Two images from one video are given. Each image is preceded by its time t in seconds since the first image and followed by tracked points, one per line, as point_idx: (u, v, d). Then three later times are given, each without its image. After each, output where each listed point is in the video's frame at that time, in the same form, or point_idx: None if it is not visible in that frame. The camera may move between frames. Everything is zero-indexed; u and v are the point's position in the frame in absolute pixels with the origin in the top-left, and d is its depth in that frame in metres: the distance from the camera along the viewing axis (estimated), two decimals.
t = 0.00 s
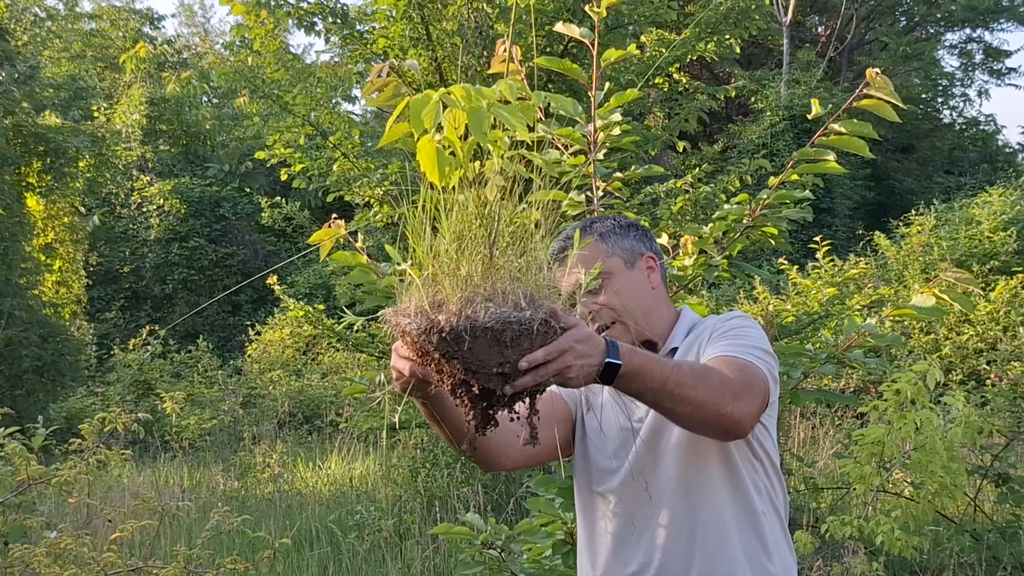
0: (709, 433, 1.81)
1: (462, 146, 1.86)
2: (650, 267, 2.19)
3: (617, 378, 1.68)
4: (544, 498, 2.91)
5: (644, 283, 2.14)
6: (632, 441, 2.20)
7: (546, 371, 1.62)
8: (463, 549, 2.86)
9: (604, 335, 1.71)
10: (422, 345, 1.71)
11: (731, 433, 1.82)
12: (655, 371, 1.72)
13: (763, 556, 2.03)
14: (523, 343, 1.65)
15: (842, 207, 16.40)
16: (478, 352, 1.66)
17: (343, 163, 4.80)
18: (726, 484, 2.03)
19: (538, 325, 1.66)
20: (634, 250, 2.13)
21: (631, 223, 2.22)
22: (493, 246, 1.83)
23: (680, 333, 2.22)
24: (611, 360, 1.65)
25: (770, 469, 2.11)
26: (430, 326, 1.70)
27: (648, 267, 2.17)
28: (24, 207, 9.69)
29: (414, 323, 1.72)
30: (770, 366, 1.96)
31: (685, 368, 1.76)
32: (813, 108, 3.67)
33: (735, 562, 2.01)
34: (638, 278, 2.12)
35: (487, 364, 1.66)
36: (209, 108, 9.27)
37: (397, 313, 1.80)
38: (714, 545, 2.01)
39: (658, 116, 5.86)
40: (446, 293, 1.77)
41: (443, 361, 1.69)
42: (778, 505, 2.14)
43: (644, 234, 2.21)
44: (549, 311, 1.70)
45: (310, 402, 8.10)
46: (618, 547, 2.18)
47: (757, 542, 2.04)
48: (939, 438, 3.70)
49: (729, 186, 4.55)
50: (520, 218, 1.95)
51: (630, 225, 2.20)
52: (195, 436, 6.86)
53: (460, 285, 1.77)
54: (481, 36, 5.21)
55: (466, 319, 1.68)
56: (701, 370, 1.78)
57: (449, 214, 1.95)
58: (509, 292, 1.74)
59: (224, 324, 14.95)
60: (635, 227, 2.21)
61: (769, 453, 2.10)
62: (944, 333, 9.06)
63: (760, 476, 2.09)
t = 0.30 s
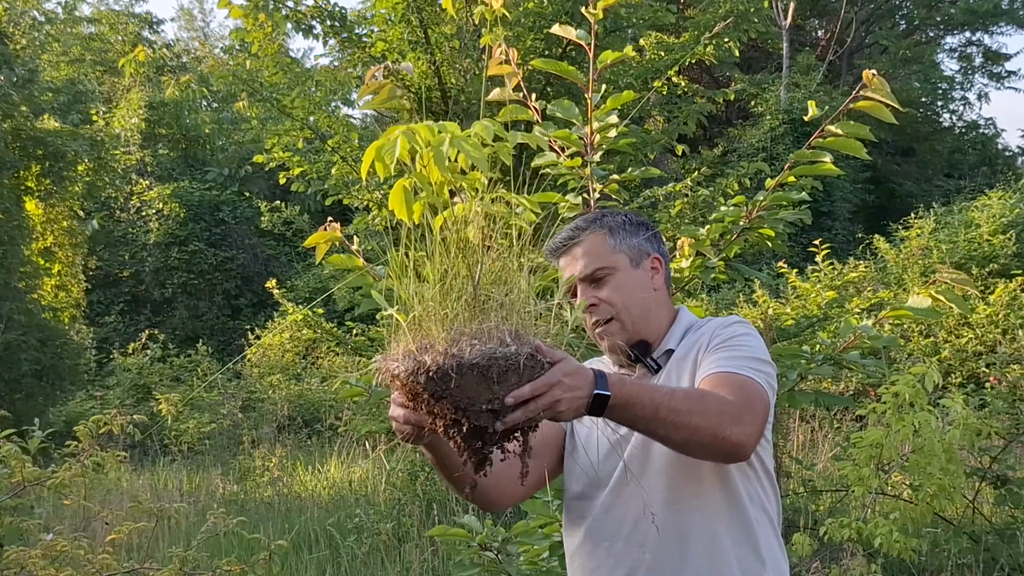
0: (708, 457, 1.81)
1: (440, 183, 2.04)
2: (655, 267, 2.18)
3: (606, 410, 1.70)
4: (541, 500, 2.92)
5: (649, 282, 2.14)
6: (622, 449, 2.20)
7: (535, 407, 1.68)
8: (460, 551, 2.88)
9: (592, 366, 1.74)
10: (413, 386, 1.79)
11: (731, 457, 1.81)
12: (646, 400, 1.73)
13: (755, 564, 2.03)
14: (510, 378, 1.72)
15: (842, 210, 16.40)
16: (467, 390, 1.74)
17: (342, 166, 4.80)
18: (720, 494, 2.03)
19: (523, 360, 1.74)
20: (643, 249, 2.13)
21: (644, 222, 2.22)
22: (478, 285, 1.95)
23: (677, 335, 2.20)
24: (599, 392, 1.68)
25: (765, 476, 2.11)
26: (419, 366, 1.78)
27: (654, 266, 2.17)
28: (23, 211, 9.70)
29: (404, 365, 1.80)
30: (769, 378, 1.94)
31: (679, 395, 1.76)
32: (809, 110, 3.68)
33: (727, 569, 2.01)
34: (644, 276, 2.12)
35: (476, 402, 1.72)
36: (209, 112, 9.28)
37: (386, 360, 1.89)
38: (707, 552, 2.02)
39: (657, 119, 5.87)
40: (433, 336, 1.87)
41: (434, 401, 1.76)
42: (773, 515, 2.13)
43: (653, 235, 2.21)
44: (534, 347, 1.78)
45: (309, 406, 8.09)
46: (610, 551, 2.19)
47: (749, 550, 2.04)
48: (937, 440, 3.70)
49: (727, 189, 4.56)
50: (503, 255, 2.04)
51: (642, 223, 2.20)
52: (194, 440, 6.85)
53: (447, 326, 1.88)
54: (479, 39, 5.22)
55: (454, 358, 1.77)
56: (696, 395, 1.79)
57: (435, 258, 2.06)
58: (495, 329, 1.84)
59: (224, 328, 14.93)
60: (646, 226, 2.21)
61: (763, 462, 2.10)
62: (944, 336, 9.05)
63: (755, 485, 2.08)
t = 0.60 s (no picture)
0: (698, 484, 1.81)
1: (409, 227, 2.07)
2: (670, 270, 2.22)
3: (587, 448, 1.73)
4: (541, 500, 2.94)
5: (663, 282, 2.17)
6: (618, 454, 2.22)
7: (518, 445, 1.72)
8: (460, 551, 2.89)
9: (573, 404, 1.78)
10: (396, 432, 1.84)
11: (721, 484, 1.81)
12: (629, 434, 1.74)
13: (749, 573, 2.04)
14: (492, 418, 1.77)
15: (841, 211, 16.41)
16: (449, 432, 1.79)
17: (342, 167, 4.81)
18: (714, 504, 2.04)
19: (504, 400, 1.80)
20: (661, 249, 2.17)
21: (667, 225, 2.26)
22: (455, 327, 2.03)
23: (675, 338, 2.20)
24: (580, 430, 1.71)
25: (760, 485, 2.11)
26: (401, 411, 1.84)
27: (669, 267, 2.20)
28: (22, 212, 9.70)
29: (386, 412, 1.87)
30: (763, 393, 1.93)
31: (662, 426, 1.76)
32: (808, 110, 3.68)
33: None
34: (659, 276, 2.15)
35: (458, 444, 1.78)
36: (209, 113, 9.29)
37: (370, 407, 1.94)
38: (699, 562, 2.03)
39: (656, 120, 5.87)
40: (413, 381, 1.94)
41: (417, 445, 1.81)
42: (769, 523, 2.13)
43: (673, 239, 2.26)
44: (513, 387, 1.84)
45: (309, 407, 8.10)
46: (604, 557, 2.21)
47: (743, 560, 2.04)
48: (937, 440, 3.70)
49: (727, 189, 4.56)
50: (480, 296, 2.14)
51: (665, 226, 2.25)
52: (195, 442, 6.86)
53: (427, 368, 1.95)
54: (479, 40, 5.23)
55: (434, 401, 1.82)
56: (681, 423, 1.79)
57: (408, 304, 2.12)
58: (475, 371, 1.92)
59: (224, 329, 14.90)
60: (669, 229, 2.25)
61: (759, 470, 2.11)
62: (944, 336, 9.06)
63: (751, 494, 2.09)
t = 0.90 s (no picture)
0: (687, 505, 1.82)
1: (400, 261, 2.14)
2: (679, 274, 2.22)
3: (571, 473, 1.75)
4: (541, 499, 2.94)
5: (670, 283, 2.18)
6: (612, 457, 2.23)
7: (501, 469, 1.74)
8: (460, 550, 2.90)
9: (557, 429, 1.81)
10: (380, 453, 1.88)
11: (710, 505, 1.82)
12: (612, 463, 1.76)
13: None
14: (475, 440, 1.81)
15: (842, 211, 16.41)
16: (432, 453, 1.82)
17: (342, 166, 4.82)
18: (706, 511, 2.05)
19: (488, 423, 1.84)
20: (674, 251, 2.18)
21: (684, 230, 2.27)
22: (442, 356, 2.08)
23: (671, 342, 2.19)
24: (562, 455, 1.73)
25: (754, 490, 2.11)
26: (386, 432, 1.88)
27: (678, 270, 2.21)
28: (23, 212, 9.70)
29: (371, 432, 1.90)
30: (758, 405, 1.93)
31: (647, 452, 1.77)
32: (808, 109, 3.68)
33: None
34: (668, 276, 2.16)
35: (442, 465, 1.80)
36: (209, 113, 9.29)
37: (357, 430, 1.98)
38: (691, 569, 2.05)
39: (656, 119, 5.87)
40: (399, 405, 1.99)
41: (402, 465, 1.84)
42: (763, 527, 2.14)
43: (688, 244, 2.26)
44: (497, 412, 1.88)
45: (309, 406, 8.10)
46: (596, 561, 2.23)
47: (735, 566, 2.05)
48: (937, 439, 3.71)
49: (727, 188, 4.57)
50: (466, 332, 2.18)
51: (682, 230, 2.25)
52: (195, 441, 6.87)
53: (413, 395, 1.99)
54: (479, 39, 5.23)
55: (419, 422, 1.86)
56: (667, 446, 1.80)
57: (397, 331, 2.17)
58: (460, 396, 1.98)
59: (224, 329, 14.87)
60: (685, 233, 2.26)
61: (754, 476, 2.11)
62: (944, 336, 9.05)
63: (744, 499, 2.09)
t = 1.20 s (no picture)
0: (683, 522, 1.83)
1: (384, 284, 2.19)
2: (677, 275, 2.22)
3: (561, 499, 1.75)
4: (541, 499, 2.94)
5: (667, 284, 2.17)
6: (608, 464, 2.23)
7: (491, 498, 1.75)
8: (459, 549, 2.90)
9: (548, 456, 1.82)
10: (369, 478, 1.85)
11: (707, 520, 1.82)
12: (603, 484, 1.77)
13: None
14: (464, 470, 1.78)
15: (841, 211, 16.40)
16: (421, 481, 1.79)
17: (342, 166, 4.81)
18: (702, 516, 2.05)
19: (478, 452, 1.80)
20: (672, 252, 2.17)
21: (684, 231, 2.27)
22: (432, 380, 2.01)
23: (666, 345, 2.18)
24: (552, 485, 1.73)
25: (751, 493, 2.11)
26: (375, 458, 1.84)
27: (675, 271, 2.20)
28: (23, 211, 9.70)
29: (360, 457, 1.87)
30: (753, 413, 1.93)
31: (639, 471, 1.78)
32: (808, 108, 3.67)
33: None
34: (664, 278, 2.16)
35: (431, 493, 1.78)
36: (208, 113, 9.28)
37: (349, 452, 1.95)
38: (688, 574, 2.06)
39: (656, 118, 5.87)
40: (388, 430, 1.95)
41: (391, 491, 1.82)
42: (760, 528, 2.14)
43: (687, 245, 2.26)
44: (488, 440, 1.84)
45: (309, 406, 8.10)
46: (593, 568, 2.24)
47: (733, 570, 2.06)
48: (937, 439, 3.72)
49: (727, 188, 4.56)
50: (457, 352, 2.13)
51: (681, 232, 2.25)
52: (195, 441, 6.88)
53: (403, 421, 1.95)
54: (478, 38, 5.22)
55: (408, 450, 1.83)
56: (659, 465, 1.79)
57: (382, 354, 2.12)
58: (450, 424, 1.93)
59: (224, 328, 14.86)
60: (684, 234, 2.26)
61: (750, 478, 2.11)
62: (944, 336, 9.05)
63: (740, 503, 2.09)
